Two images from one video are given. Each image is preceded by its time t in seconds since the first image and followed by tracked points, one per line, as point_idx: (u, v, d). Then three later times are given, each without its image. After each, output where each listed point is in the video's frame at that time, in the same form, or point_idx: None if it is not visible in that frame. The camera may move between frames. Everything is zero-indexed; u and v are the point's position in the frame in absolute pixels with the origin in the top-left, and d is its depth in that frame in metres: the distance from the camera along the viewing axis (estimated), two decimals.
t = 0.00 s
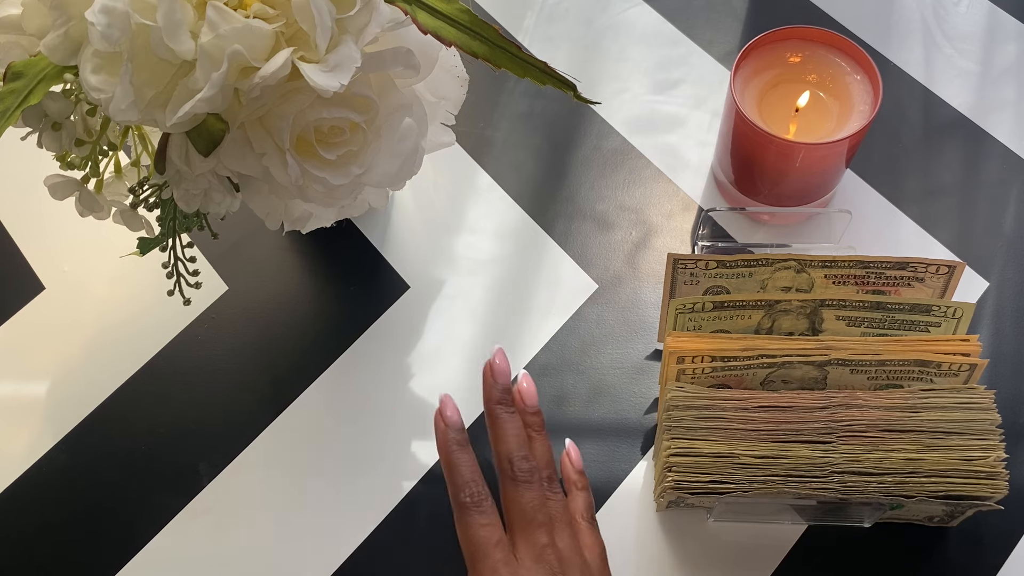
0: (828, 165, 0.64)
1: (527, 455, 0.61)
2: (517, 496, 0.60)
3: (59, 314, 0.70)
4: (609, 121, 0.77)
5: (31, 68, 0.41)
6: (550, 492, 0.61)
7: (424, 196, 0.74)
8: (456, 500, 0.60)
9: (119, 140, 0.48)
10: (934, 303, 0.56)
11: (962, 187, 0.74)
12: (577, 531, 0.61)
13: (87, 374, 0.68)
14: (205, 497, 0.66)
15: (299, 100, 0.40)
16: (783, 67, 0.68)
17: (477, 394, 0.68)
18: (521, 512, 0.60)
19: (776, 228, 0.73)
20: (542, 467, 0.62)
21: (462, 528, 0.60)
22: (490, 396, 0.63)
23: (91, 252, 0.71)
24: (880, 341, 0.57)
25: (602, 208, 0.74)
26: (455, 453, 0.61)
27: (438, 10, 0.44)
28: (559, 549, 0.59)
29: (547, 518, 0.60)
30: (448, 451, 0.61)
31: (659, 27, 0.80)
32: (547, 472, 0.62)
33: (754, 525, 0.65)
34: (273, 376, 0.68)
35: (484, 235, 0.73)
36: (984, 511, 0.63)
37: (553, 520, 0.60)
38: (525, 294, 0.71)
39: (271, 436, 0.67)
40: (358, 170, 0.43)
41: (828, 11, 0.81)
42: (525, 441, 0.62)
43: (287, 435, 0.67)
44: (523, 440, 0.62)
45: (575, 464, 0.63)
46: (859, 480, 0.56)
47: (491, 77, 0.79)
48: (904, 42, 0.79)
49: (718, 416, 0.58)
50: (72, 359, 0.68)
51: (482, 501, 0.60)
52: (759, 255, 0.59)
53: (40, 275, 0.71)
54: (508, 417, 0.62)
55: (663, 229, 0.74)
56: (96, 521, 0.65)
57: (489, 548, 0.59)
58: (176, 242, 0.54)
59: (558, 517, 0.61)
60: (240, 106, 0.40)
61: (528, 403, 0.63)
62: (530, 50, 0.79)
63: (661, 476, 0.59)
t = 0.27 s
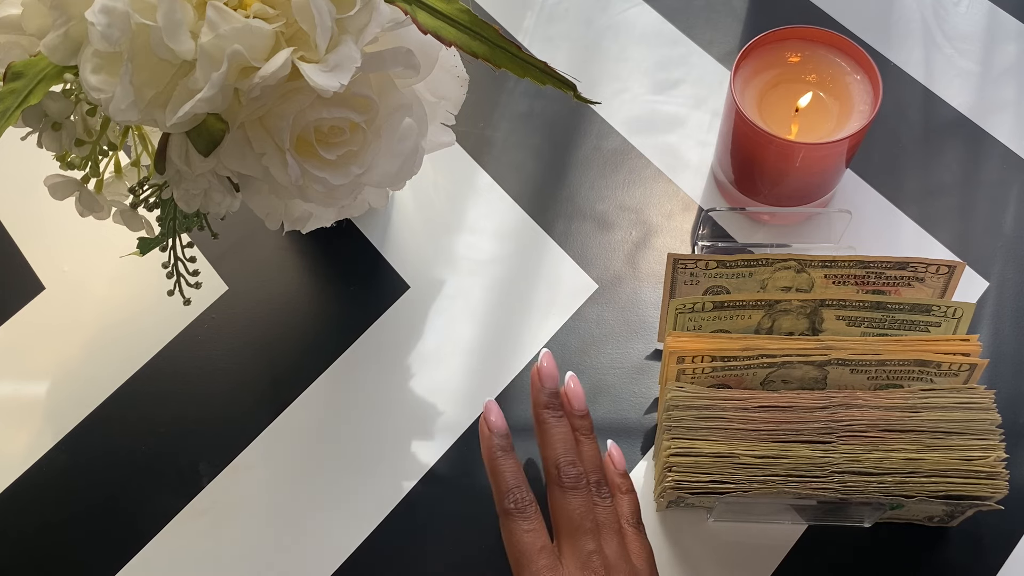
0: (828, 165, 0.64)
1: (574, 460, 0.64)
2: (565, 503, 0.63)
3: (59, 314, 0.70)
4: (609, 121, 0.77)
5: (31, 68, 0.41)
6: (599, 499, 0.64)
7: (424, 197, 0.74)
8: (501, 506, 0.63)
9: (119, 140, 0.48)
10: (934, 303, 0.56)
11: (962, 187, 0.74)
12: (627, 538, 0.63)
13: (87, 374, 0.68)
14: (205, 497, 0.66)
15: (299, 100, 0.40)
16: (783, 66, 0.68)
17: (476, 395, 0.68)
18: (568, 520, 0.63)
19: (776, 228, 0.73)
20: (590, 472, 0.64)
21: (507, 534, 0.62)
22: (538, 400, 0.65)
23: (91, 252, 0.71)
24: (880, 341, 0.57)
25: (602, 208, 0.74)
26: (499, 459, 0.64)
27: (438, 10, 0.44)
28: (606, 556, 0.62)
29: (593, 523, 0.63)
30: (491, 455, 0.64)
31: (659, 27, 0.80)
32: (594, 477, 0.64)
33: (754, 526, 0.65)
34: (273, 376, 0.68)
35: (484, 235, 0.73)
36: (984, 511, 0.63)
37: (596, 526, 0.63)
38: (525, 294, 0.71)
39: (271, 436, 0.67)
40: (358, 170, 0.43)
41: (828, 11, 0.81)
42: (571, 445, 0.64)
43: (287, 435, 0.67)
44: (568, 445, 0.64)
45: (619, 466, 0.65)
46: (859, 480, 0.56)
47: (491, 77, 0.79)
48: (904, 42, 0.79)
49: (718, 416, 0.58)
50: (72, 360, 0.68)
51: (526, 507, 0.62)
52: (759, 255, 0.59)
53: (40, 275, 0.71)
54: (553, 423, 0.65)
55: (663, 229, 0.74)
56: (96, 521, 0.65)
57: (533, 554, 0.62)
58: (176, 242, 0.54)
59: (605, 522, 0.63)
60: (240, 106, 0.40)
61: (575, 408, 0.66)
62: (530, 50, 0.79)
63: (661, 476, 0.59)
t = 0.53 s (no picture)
0: (828, 165, 0.64)
1: (538, 464, 0.60)
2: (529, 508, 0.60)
3: (59, 313, 0.70)
4: (609, 121, 0.77)
5: (31, 68, 0.41)
6: (564, 501, 0.60)
7: (424, 197, 0.74)
8: (462, 513, 0.60)
9: (119, 140, 0.48)
10: (934, 303, 0.56)
11: (963, 186, 0.74)
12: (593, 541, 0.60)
13: (87, 374, 0.68)
14: (206, 498, 0.66)
15: (299, 100, 0.40)
16: (783, 66, 0.68)
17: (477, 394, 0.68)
18: (533, 523, 0.60)
19: (776, 228, 0.73)
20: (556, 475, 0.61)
21: (469, 541, 0.59)
22: (501, 405, 0.62)
23: (91, 252, 0.71)
24: (880, 341, 0.57)
25: (602, 208, 0.74)
26: (459, 466, 0.60)
27: (438, 10, 0.44)
28: (570, 560, 0.59)
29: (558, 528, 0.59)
30: (451, 462, 0.60)
31: (659, 27, 0.80)
32: (560, 479, 0.61)
33: (754, 525, 0.65)
34: (273, 376, 0.68)
35: (484, 235, 0.73)
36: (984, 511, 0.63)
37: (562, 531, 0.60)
38: (524, 294, 0.71)
39: (271, 436, 0.67)
40: (358, 170, 0.43)
41: (828, 11, 0.81)
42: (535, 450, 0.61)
43: (288, 435, 0.67)
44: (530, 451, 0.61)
45: (596, 469, 0.63)
46: (859, 480, 0.56)
47: (491, 77, 0.79)
48: (904, 42, 0.79)
49: (718, 416, 0.58)
50: (72, 359, 0.68)
51: (488, 513, 0.59)
52: (759, 255, 0.59)
53: (40, 275, 0.71)
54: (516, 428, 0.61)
55: (663, 229, 0.74)
56: (96, 521, 0.65)
57: (495, 560, 0.58)
58: (176, 242, 0.54)
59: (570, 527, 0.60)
60: (241, 106, 0.40)
61: (541, 410, 0.62)
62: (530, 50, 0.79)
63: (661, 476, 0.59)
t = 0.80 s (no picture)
0: (828, 165, 0.64)
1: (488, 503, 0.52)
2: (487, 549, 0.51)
3: (59, 313, 0.70)
4: (609, 121, 0.77)
5: (31, 68, 0.41)
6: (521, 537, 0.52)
7: (424, 197, 0.74)
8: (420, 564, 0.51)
9: (119, 140, 0.48)
10: (933, 303, 0.56)
11: (963, 186, 0.74)
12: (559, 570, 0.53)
13: (87, 374, 0.68)
14: (206, 498, 0.66)
15: (299, 100, 0.40)
16: (783, 66, 0.68)
17: (477, 393, 0.68)
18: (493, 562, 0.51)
19: (776, 228, 0.73)
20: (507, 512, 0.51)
21: None
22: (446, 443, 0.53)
23: (91, 252, 0.71)
24: (880, 341, 0.57)
25: (602, 208, 0.74)
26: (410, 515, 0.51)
27: (438, 10, 0.44)
28: None
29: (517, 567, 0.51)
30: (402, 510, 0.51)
31: (659, 27, 0.80)
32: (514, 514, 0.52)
33: (754, 525, 0.65)
34: (273, 376, 0.68)
35: (484, 235, 0.73)
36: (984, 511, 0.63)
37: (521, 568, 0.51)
38: (524, 294, 0.71)
39: (271, 436, 0.67)
40: (358, 170, 0.43)
41: (828, 11, 0.81)
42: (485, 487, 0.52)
43: (288, 435, 0.67)
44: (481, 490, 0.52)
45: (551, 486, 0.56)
46: (860, 480, 0.56)
47: (491, 77, 0.79)
48: (904, 42, 0.79)
49: (718, 416, 0.58)
50: (72, 359, 0.68)
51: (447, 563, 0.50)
52: (759, 255, 0.59)
53: (40, 275, 0.71)
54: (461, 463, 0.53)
55: (663, 229, 0.74)
56: (95, 521, 0.65)
57: None
58: (176, 242, 0.54)
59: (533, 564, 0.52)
60: (241, 106, 0.40)
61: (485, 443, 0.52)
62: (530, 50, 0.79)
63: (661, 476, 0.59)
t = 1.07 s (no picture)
0: (828, 165, 0.64)
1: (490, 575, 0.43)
2: None
3: (59, 313, 0.70)
4: (609, 121, 0.77)
5: (31, 68, 0.41)
6: None
7: (424, 197, 0.74)
8: None
9: (119, 140, 0.48)
10: (933, 303, 0.56)
11: (963, 186, 0.74)
12: None
13: (87, 374, 0.68)
14: (206, 498, 0.66)
15: (299, 100, 0.40)
16: (782, 66, 0.68)
17: (476, 393, 0.68)
18: None
19: (776, 228, 0.73)
20: None
21: None
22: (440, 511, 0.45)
23: (90, 252, 0.71)
24: (880, 341, 0.57)
25: (602, 208, 0.74)
26: None
27: (438, 10, 0.44)
28: None
29: None
30: None
31: (659, 27, 0.80)
32: None
33: (754, 525, 0.65)
34: (273, 376, 0.68)
35: (484, 235, 0.73)
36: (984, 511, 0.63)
37: None
38: (524, 294, 0.71)
39: (271, 436, 0.67)
40: (358, 170, 0.43)
41: (828, 11, 0.81)
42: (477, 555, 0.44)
43: (288, 435, 0.67)
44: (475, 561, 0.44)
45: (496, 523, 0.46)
46: (860, 480, 0.56)
47: (491, 77, 0.79)
48: (904, 42, 0.79)
49: (718, 416, 0.58)
50: (72, 359, 0.68)
51: None
52: (759, 255, 0.59)
53: (39, 275, 0.71)
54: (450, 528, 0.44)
55: (663, 229, 0.74)
56: (95, 521, 0.65)
57: None
58: (176, 242, 0.54)
59: None
60: (240, 106, 0.40)
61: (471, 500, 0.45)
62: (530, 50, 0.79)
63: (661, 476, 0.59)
